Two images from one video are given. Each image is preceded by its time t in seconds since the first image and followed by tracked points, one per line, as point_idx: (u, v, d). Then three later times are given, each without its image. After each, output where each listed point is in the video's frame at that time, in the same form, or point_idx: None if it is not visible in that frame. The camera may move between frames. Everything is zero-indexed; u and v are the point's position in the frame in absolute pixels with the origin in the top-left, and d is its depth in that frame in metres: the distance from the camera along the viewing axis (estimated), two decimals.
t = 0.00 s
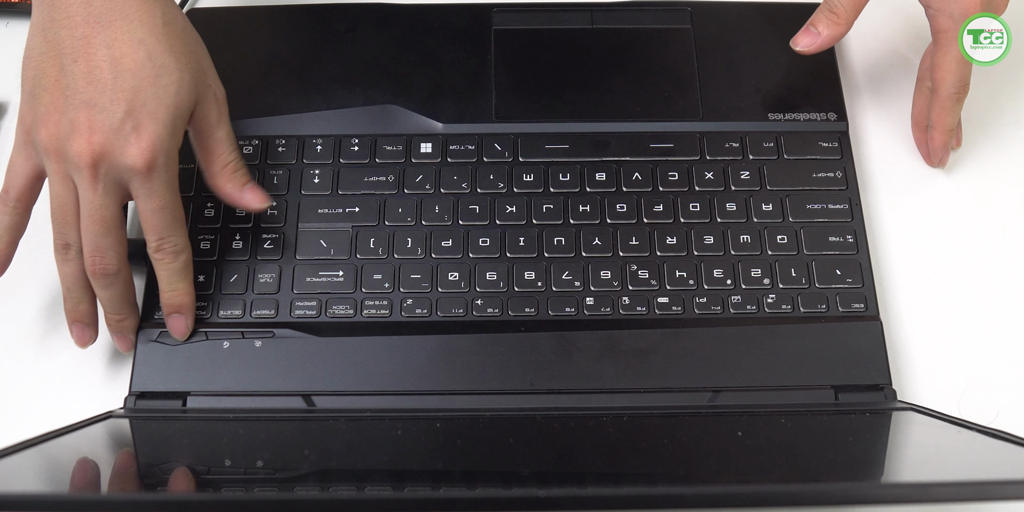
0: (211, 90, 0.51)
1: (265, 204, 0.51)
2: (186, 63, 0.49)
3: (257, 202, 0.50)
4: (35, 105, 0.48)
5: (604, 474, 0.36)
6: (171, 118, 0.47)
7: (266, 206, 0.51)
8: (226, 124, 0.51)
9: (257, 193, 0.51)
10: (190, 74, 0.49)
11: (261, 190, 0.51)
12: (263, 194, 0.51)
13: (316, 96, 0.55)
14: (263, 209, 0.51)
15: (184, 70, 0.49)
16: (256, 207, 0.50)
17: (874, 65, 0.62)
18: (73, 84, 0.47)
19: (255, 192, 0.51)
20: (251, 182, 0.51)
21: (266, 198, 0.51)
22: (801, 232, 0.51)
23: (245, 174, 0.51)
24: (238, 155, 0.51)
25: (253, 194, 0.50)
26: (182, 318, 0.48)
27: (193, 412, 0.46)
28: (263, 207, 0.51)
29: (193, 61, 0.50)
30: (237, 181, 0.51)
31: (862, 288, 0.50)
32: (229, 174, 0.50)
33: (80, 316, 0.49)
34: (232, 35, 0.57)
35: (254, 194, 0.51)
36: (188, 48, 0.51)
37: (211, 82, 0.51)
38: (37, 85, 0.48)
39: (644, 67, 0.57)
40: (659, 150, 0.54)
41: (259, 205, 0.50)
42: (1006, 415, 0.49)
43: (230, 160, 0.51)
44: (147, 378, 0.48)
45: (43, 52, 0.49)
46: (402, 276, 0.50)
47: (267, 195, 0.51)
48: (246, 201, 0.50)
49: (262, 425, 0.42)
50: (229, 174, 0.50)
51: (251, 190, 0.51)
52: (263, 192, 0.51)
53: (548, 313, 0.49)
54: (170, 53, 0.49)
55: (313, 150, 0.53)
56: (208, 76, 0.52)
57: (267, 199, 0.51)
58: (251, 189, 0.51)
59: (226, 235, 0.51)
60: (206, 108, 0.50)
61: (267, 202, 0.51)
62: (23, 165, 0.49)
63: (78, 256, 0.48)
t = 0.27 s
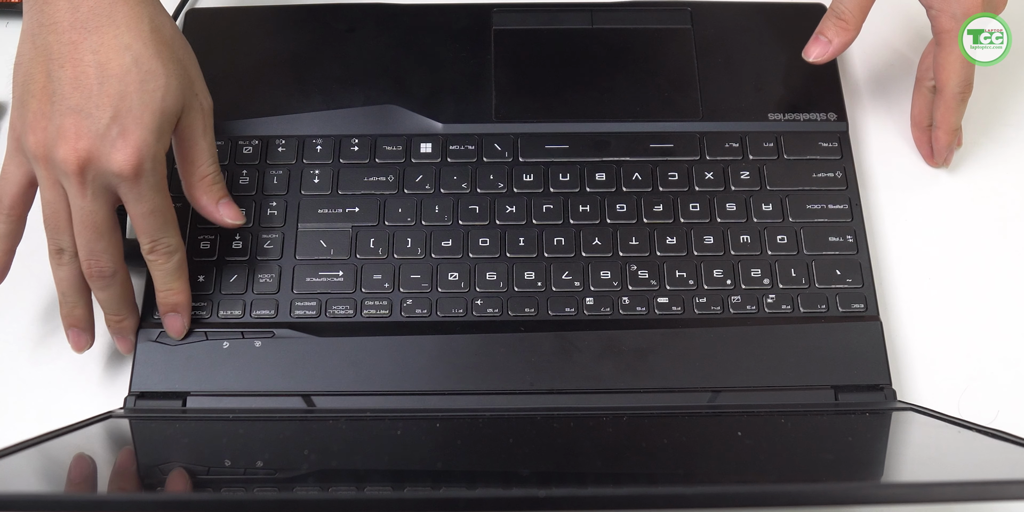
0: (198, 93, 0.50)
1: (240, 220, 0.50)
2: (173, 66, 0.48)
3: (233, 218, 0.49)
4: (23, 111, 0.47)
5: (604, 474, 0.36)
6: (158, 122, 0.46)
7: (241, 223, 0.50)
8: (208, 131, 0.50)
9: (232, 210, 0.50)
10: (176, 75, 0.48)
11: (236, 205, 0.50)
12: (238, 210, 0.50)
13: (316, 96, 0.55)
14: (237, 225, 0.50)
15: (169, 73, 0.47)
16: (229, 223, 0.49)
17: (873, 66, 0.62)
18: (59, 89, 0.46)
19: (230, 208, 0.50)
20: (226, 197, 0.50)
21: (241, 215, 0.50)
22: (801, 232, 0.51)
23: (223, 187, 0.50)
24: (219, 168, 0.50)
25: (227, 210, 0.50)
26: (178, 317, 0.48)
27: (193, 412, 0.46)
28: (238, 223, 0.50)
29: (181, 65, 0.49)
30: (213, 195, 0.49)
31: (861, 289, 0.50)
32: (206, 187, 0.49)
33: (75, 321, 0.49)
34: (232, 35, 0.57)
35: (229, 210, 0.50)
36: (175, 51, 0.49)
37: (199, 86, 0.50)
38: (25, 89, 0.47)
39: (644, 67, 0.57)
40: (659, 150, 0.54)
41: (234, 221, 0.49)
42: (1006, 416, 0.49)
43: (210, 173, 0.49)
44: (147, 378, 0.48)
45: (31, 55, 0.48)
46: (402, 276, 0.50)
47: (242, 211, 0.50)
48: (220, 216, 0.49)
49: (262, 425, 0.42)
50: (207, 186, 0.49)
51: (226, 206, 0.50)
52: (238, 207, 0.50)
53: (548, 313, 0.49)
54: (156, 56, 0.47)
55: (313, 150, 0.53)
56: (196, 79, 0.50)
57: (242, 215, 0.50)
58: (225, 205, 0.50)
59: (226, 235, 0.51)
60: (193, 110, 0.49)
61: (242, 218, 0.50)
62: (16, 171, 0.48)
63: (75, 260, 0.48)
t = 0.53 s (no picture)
0: (168, 127, 0.47)
1: (167, 270, 0.46)
2: (144, 93, 0.45)
3: (158, 266, 0.46)
4: None
5: (604, 474, 0.36)
6: (91, 149, 0.42)
7: (168, 272, 0.46)
8: (164, 168, 0.46)
9: (165, 258, 0.46)
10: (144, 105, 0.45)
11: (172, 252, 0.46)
12: (171, 260, 0.46)
13: (316, 96, 0.55)
14: (163, 273, 0.46)
15: (138, 100, 0.45)
16: (155, 269, 0.46)
17: (873, 66, 0.62)
18: (15, 97, 0.44)
19: (164, 256, 0.46)
20: (164, 240, 0.46)
21: (172, 264, 0.46)
22: (801, 232, 0.51)
23: (161, 230, 0.46)
24: (162, 211, 0.46)
25: (160, 256, 0.46)
26: (131, 340, 0.47)
27: (193, 412, 0.46)
28: (163, 271, 0.46)
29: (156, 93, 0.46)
30: (148, 236, 0.45)
31: (861, 289, 0.50)
32: (142, 226, 0.45)
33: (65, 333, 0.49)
34: (232, 35, 0.57)
35: (162, 257, 0.46)
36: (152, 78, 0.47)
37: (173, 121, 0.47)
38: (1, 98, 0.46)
39: (644, 67, 0.57)
40: (659, 150, 0.54)
41: (158, 268, 0.46)
42: (1005, 416, 0.49)
43: (152, 214, 0.45)
44: (147, 378, 0.48)
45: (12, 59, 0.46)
46: (402, 276, 0.50)
47: (175, 261, 0.46)
48: (148, 259, 0.46)
49: (262, 425, 0.42)
50: (141, 226, 0.45)
51: (161, 251, 0.46)
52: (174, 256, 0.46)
53: (548, 313, 0.49)
54: (127, 78, 0.45)
55: (313, 150, 0.53)
56: (171, 111, 0.48)
57: (172, 266, 0.46)
58: (161, 249, 0.46)
59: (226, 235, 0.51)
60: (154, 143, 0.46)
61: (172, 269, 0.46)
62: None
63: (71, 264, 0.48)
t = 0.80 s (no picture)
0: (160, 189, 0.46)
1: (170, 324, 0.47)
2: (134, 158, 0.44)
3: (160, 323, 0.47)
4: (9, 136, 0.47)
5: (604, 474, 0.36)
6: (60, 219, 0.42)
7: (170, 327, 0.47)
8: (157, 231, 0.45)
9: (167, 313, 0.47)
10: (134, 171, 0.44)
11: (174, 308, 0.47)
12: (173, 315, 0.47)
13: (316, 96, 0.55)
14: (165, 328, 0.47)
15: (127, 166, 0.44)
16: (157, 325, 0.47)
17: (873, 66, 0.62)
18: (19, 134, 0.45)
19: (166, 312, 0.47)
20: (167, 296, 0.47)
21: (174, 318, 0.47)
22: (801, 232, 0.51)
23: (164, 288, 0.46)
24: (162, 271, 0.46)
25: (163, 313, 0.46)
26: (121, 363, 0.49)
27: (193, 412, 0.45)
28: (165, 327, 0.47)
29: (149, 155, 0.45)
30: (150, 296, 0.46)
31: (862, 289, 0.50)
32: (143, 289, 0.46)
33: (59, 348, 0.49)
34: (232, 36, 0.57)
35: (165, 313, 0.47)
36: (147, 137, 0.45)
37: (165, 186, 0.46)
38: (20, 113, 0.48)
39: (644, 67, 0.57)
40: (659, 150, 0.54)
41: (161, 325, 0.47)
42: (1006, 416, 0.49)
43: (150, 275, 0.45)
44: (147, 378, 0.48)
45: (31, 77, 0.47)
46: (402, 276, 0.50)
47: (177, 316, 0.47)
48: (150, 317, 0.46)
49: (262, 425, 0.42)
50: (144, 290, 0.46)
51: (163, 307, 0.46)
52: (176, 310, 0.47)
53: (548, 313, 0.49)
54: (112, 150, 0.43)
55: (313, 150, 0.53)
56: (164, 173, 0.46)
57: (174, 320, 0.47)
58: (163, 306, 0.46)
59: (226, 235, 0.51)
60: (144, 208, 0.45)
61: (174, 323, 0.47)
62: None
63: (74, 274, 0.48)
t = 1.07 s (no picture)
0: (150, 212, 0.47)
1: (182, 338, 0.47)
2: (122, 184, 0.46)
3: (173, 339, 0.47)
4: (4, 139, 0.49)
5: (604, 474, 0.36)
6: (47, 239, 0.44)
7: (183, 340, 0.47)
8: (150, 252, 0.47)
9: (178, 326, 0.47)
10: (122, 196, 0.46)
11: (184, 320, 0.47)
12: (184, 326, 0.47)
13: (315, 96, 0.55)
14: (180, 343, 0.48)
15: (115, 192, 0.45)
16: (171, 341, 0.47)
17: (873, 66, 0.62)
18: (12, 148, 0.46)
19: (176, 325, 0.47)
20: (174, 310, 0.47)
21: (185, 331, 0.47)
22: (801, 232, 0.51)
23: (168, 303, 0.47)
24: (162, 288, 0.47)
25: (173, 327, 0.47)
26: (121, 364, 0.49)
27: (193, 412, 0.45)
28: (178, 341, 0.47)
29: (138, 181, 0.47)
30: (156, 314, 0.47)
31: (862, 288, 0.50)
32: (147, 308, 0.46)
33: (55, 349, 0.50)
34: (232, 35, 0.57)
35: (175, 327, 0.47)
36: (137, 162, 0.47)
37: (154, 208, 0.48)
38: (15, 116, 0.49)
39: (644, 67, 0.57)
40: (659, 150, 0.54)
41: (174, 340, 0.47)
42: (1006, 417, 0.49)
43: (152, 294, 0.46)
44: (147, 378, 0.48)
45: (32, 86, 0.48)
46: (402, 276, 0.50)
47: (187, 329, 0.47)
48: (162, 335, 0.47)
49: (263, 425, 0.42)
50: (148, 310, 0.46)
51: (172, 321, 0.47)
52: (186, 322, 0.47)
53: (548, 313, 0.49)
54: (103, 175, 0.45)
55: (313, 150, 0.53)
56: (155, 197, 0.48)
57: (187, 332, 0.48)
58: (172, 320, 0.47)
59: (226, 235, 0.51)
60: (132, 231, 0.46)
61: (186, 337, 0.48)
62: None
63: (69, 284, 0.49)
